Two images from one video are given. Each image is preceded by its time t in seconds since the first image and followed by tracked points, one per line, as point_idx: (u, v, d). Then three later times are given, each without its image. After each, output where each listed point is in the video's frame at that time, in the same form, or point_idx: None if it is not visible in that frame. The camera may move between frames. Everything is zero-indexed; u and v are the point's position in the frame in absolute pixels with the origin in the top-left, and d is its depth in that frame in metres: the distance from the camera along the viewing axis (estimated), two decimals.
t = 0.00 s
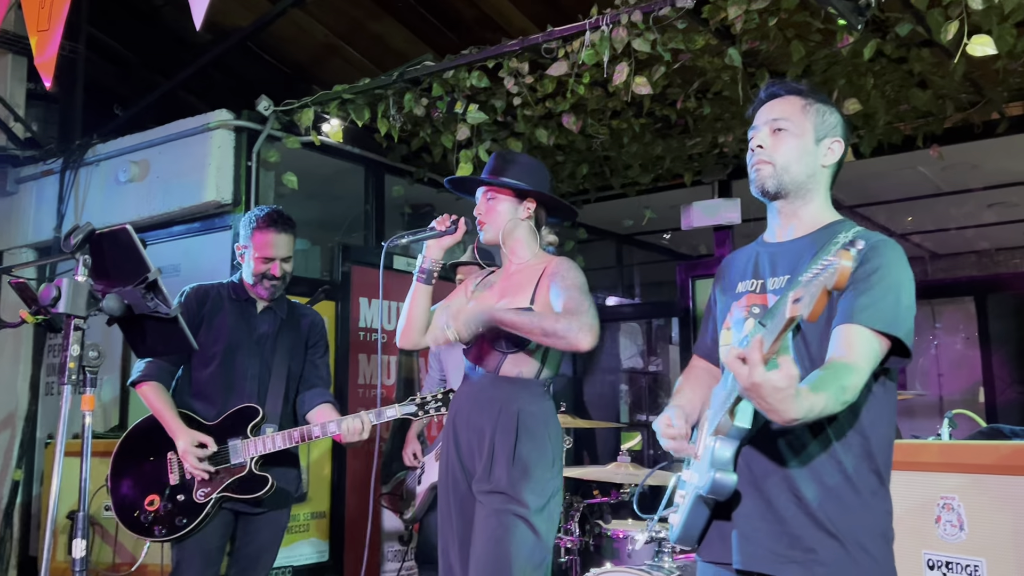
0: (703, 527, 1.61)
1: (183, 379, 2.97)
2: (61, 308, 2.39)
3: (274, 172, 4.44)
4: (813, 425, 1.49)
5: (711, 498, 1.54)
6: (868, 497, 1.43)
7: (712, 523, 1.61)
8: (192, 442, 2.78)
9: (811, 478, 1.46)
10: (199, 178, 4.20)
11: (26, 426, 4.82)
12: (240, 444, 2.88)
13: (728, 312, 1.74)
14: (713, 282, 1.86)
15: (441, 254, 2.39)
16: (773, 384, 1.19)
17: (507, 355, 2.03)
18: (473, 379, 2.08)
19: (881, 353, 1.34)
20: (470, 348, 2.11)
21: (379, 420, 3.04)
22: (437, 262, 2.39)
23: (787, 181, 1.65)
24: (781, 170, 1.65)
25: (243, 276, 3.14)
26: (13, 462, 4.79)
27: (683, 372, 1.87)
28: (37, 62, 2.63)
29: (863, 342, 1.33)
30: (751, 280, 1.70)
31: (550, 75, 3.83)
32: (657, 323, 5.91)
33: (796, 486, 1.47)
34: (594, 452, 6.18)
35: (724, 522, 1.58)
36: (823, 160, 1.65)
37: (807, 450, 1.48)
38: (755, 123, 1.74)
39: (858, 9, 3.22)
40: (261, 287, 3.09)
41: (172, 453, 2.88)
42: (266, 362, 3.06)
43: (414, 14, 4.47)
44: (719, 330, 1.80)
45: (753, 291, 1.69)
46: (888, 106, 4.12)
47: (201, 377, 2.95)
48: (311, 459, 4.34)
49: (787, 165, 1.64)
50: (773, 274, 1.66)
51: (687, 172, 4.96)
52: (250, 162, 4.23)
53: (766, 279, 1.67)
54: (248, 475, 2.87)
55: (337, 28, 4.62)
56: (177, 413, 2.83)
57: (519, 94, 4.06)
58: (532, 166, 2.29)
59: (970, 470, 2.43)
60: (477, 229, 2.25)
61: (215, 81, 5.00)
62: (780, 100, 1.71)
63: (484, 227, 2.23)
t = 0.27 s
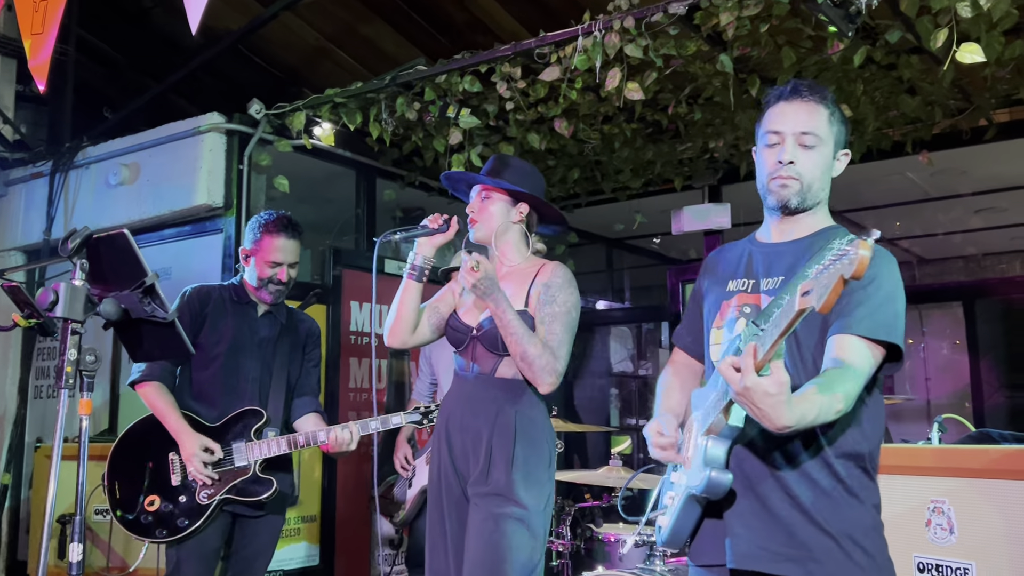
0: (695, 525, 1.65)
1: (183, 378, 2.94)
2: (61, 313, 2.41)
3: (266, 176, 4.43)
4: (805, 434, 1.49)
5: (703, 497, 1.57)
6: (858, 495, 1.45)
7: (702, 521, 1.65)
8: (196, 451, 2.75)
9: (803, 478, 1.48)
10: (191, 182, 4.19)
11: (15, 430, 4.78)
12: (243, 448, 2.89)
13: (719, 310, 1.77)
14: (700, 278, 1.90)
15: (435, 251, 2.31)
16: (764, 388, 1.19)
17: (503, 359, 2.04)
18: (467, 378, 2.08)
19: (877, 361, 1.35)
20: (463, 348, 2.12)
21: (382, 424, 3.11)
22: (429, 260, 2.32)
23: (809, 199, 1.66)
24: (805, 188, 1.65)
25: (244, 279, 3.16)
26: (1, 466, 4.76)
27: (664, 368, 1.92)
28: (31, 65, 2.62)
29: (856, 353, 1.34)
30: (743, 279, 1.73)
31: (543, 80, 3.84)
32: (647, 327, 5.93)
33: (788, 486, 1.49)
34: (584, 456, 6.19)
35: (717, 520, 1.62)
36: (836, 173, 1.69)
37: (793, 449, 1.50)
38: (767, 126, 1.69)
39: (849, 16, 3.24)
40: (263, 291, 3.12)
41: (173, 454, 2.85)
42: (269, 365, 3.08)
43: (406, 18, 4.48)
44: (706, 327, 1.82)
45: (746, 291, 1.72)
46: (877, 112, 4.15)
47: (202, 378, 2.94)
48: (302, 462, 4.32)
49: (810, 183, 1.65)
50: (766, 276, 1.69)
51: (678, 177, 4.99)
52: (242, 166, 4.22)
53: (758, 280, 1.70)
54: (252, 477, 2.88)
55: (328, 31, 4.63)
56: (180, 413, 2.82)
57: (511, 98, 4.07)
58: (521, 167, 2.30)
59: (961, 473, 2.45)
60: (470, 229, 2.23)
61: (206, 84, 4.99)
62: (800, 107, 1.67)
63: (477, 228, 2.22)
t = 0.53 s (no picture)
0: (686, 531, 1.69)
1: (175, 383, 2.93)
2: (53, 319, 2.35)
3: (254, 180, 4.43)
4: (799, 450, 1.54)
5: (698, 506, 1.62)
6: (845, 505, 1.51)
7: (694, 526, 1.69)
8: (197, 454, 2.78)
9: (791, 488, 1.52)
10: (179, 186, 4.18)
11: None
12: (239, 452, 2.90)
13: (701, 318, 1.79)
14: (676, 282, 1.93)
15: (409, 249, 2.24)
16: (788, 408, 1.33)
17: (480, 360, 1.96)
18: (445, 383, 2.00)
19: (867, 373, 1.50)
20: (441, 353, 2.04)
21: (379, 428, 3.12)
22: (404, 257, 2.24)
23: (795, 214, 1.71)
24: (790, 204, 1.70)
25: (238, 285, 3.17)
26: None
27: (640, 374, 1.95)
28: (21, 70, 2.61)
29: (850, 364, 1.49)
30: (728, 288, 1.76)
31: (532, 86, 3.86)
32: (634, 332, 5.96)
33: (775, 494, 1.53)
34: (571, 460, 6.20)
35: (706, 528, 1.65)
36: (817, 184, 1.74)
37: (786, 460, 1.54)
38: (749, 142, 1.72)
39: (835, 25, 3.28)
40: (257, 297, 3.13)
41: (168, 457, 2.84)
42: (261, 371, 3.10)
43: (395, 24, 4.50)
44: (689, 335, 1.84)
45: (732, 300, 1.74)
46: (862, 119, 4.19)
47: (195, 382, 2.94)
48: (290, 467, 4.31)
49: (795, 199, 1.69)
50: (753, 285, 1.72)
51: (665, 183, 5.02)
52: (230, 170, 4.21)
53: (745, 289, 1.72)
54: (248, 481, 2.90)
55: (317, 36, 4.63)
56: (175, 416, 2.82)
57: (500, 104, 4.09)
58: (497, 165, 2.23)
59: (945, 478, 2.48)
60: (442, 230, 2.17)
61: (194, 88, 4.98)
62: (780, 122, 1.70)
63: (450, 230, 2.16)
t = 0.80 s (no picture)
0: (678, 529, 1.72)
1: (160, 386, 2.90)
2: (45, 322, 2.31)
3: (242, 183, 4.42)
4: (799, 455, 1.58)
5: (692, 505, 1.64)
6: (839, 502, 1.56)
7: (685, 524, 1.72)
8: (191, 453, 2.80)
9: (789, 487, 1.56)
10: (166, 189, 4.16)
11: None
12: (230, 455, 2.89)
13: (691, 319, 1.79)
14: (661, 281, 1.95)
15: (382, 248, 2.20)
16: (795, 412, 1.36)
17: (451, 356, 1.97)
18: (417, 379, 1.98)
19: (859, 372, 1.53)
20: (411, 349, 2.05)
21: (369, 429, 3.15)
22: (376, 256, 2.19)
23: (785, 214, 1.73)
24: (780, 205, 1.72)
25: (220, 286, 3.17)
26: None
27: (625, 371, 1.96)
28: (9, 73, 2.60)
29: (846, 370, 1.52)
30: (716, 288, 1.77)
31: (520, 91, 3.87)
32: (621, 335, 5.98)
33: (773, 495, 1.57)
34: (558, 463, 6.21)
35: (701, 526, 1.68)
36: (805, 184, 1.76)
37: (785, 461, 1.58)
38: (739, 144, 1.74)
39: (822, 32, 3.31)
40: (240, 299, 3.14)
41: (157, 462, 2.82)
42: (247, 373, 3.10)
43: (383, 29, 4.51)
44: (674, 335, 1.86)
45: (720, 300, 1.76)
46: (848, 125, 4.23)
47: (181, 386, 2.93)
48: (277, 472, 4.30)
49: (784, 200, 1.72)
50: (742, 285, 1.74)
51: (652, 188, 5.06)
52: (218, 173, 4.20)
53: (734, 289, 1.74)
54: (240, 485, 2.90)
55: (304, 39, 4.63)
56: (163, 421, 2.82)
57: (489, 108, 4.10)
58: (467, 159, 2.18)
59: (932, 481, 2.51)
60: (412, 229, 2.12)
61: (181, 91, 4.97)
62: (769, 124, 1.72)
63: (421, 227, 2.11)
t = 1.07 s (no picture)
0: (663, 538, 1.72)
1: (134, 393, 2.89)
2: (27, 330, 2.29)
3: (227, 188, 4.41)
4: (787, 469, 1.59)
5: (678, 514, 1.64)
6: (822, 509, 1.58)
7: (670, 533, 1.72)
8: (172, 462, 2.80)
9: (772, 495, 1.58)
10: (151, 194, 4.15)
11: None
12: (212, 463, 2.90)
13: (673, 327, 1.80)
14: (642, 287, 1.96)
15: (349, 240, 2.15)
16: (768, 431, 1.40)
17: (420, 349, 1.89)
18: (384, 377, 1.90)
19: (842, 386, 1.54)
20: (379, 347, 1.97)
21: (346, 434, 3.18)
22: (343, 248, 2.15)
23: (762, 220, 1.74)
24: (756, 211, 1.73)
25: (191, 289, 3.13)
26: None
27: (607, 378, 1.97)
28: None
29: (831, 386, 1.53)
30: (699, 297, 1.79)
31: (505, 98, 3.88)
32: (606, 341, 5.99)
33: (757, 503, 1.59)
34: (543, 468, 6.21)
35: (685, 534, 1.69)
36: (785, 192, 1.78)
37: (770, 472, 1.60)
38: (718, 151, 1.78)
39: (805, 40, 3.34)
40: (214, 304, 3.12)
41: (138, 473, 2.82)
42: (220, 380, 3.11)
43: (368, 34, 4.51)
44: (657, 343, 1.86)
45: (703, 309, 1.77)
46: (830, 133, 4.26)
47: (156, 395, 2.92)
48: (262, 478, 4.28)
49: (762, 205, 1.74)
50: (725, 294, 1.75)
51: (637, 194, 5.09)
52: (202, 179, 4.19)
53: (717, 298, 1.76)
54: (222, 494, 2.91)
55: (289, 44, 4.63)
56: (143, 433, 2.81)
57: (474, 115, 4.12)
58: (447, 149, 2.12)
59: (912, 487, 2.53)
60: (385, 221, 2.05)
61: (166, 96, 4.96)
62: (747, 132, 1.76)
63: (395, 219, 2.04)
